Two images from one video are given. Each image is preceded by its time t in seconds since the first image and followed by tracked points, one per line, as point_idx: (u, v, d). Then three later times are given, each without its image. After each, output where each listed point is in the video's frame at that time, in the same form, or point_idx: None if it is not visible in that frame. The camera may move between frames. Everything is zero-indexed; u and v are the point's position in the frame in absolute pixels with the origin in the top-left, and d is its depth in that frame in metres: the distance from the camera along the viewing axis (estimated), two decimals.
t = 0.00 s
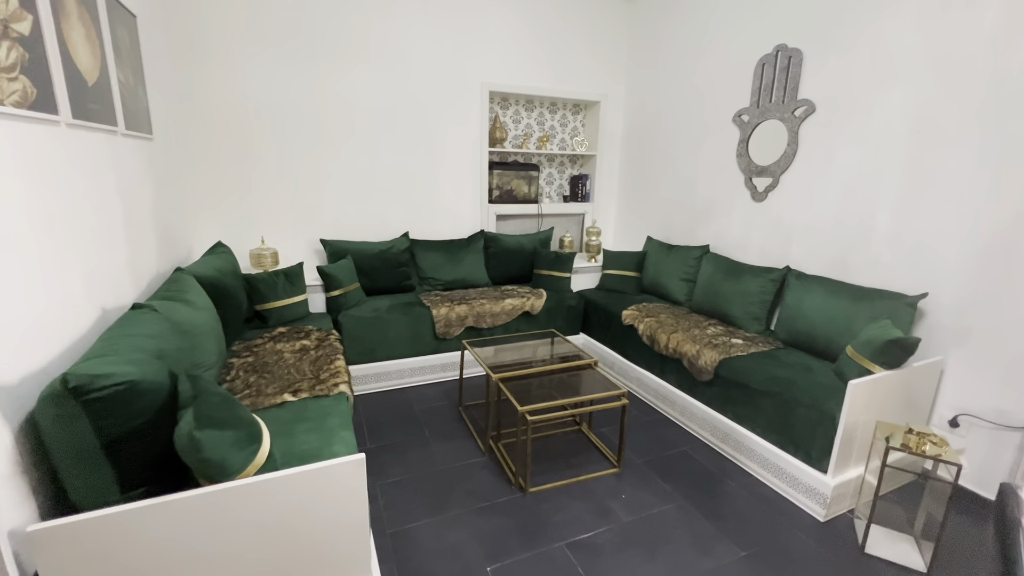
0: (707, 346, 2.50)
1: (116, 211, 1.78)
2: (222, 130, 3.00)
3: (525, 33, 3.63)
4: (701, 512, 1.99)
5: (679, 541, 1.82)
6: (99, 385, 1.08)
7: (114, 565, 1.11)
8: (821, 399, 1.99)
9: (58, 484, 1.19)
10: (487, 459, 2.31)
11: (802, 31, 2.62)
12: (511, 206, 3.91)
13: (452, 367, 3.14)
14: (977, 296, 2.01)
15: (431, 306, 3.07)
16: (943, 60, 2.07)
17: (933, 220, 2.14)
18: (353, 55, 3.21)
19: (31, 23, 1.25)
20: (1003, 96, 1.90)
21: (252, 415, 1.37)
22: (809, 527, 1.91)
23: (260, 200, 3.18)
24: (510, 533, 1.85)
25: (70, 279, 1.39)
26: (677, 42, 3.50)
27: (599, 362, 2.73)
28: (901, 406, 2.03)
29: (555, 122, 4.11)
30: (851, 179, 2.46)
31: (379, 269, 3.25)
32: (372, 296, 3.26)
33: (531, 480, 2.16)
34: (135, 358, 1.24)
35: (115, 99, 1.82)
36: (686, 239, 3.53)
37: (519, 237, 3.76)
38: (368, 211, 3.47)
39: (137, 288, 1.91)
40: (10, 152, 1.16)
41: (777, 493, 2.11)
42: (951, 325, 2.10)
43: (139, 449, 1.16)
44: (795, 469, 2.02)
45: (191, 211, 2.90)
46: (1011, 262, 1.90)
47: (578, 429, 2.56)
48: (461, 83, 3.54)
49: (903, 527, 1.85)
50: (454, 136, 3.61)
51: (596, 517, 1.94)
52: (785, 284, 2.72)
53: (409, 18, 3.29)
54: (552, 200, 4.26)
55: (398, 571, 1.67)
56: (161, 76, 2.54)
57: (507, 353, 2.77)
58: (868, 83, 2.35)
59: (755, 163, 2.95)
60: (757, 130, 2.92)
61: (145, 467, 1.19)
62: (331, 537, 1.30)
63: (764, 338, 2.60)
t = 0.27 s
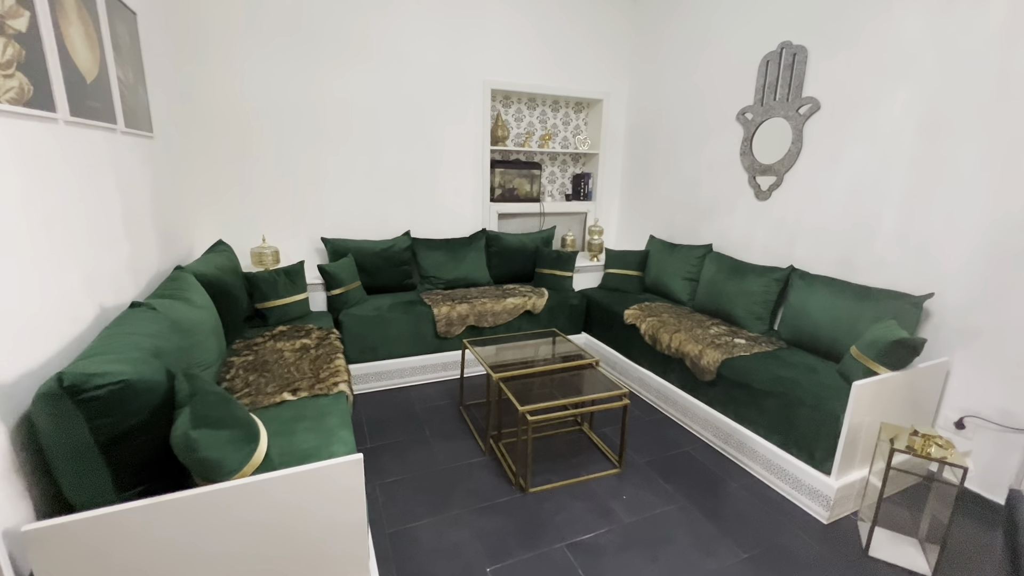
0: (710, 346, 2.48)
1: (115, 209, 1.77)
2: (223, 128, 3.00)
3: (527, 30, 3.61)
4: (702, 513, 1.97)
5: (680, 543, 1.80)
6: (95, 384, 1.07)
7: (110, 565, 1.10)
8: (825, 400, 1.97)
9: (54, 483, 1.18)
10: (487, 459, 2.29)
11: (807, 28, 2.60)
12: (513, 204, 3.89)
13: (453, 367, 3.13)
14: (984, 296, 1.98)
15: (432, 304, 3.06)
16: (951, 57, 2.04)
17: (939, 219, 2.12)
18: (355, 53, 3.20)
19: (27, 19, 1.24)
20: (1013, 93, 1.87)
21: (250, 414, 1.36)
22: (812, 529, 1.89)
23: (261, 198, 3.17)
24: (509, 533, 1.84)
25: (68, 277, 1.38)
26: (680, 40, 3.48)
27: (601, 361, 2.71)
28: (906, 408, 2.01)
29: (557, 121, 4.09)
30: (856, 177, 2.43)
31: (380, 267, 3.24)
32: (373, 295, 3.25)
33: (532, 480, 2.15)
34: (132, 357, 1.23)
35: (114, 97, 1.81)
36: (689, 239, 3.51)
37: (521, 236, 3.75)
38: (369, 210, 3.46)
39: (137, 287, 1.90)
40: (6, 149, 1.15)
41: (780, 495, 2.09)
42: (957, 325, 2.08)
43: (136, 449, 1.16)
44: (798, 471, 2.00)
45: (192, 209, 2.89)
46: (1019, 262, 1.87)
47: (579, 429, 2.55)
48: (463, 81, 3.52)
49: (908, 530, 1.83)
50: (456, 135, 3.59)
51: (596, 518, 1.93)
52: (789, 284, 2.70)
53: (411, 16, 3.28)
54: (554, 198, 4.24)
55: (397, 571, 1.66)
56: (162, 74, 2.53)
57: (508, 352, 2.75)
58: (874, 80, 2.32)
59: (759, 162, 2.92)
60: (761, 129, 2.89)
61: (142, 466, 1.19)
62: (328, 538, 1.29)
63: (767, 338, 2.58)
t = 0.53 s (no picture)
0: (712, 345, 2.46)
1: (115, 206, 1.76)
2: (224, 125, 2.99)
3: (529, 26, 3.59)
4: (703, 513, 1.96)
5: (681, 543, 1.79)
6: (90, 382, 1.06)
7: (107, 562, 1.10)
8: (828, 399, 1.95)
9: (52, 481, 1.18)
10: (488, 458, 2.29)
11: (812, 24, 2.57)
12: (515, 202, 3.87)
13: (454, 365, 3.12)
14: (990, 295, 1.96)
15: (433, 302, 3.05)
16: (958, 53, 2.02)
17: (945, 218, 2.09)
18: (356, 49, 3.18)
19: (25, 14, 1.23)
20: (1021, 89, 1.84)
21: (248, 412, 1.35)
22: (815, 530, 1.88)
23: (262, 195, 3.17)
24: (510, 532, 1.83)
25: (66, 275, 1.38)
26: (684, 36, 3.45)
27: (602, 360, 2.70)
28: (910, 408, 1.99)
29: (559, 118, 4.07)
30: (861, 175, 2.41)
31: (381, 265, 3.23)
32: (374, 293, 3.24)
33: (532, 479, 2.14)
34: (129, 354, 1.22)
35: (114, 92, 1.80)
36: (691, 237, 3.49)
37: (522, 234, 3.73)
38: (370, 207, 3.45)
39: (137, 284, 1.90)
40: (2, 145, 1.14)
41: (782, 495, 2.07)
42: (962, 325, 2.06)
43: (133, 447, 1.15)
44: (801, 471, 1.99)
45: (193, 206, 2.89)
46: None
47: (580, 428, 2.54)
48: (465, 77, 3.50)
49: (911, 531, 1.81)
50: (457, 132, 3.58)
51: (597, 517, 1.92)
52: (792, 282, 2.68)
53: (413, 12, 3.26)
54: (556, 196, 4.23)
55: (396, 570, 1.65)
56: (162, 71, 2.53)
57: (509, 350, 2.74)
58: (879, 77, 2.30)
59: (762, 159, 2.90)
60: (765, 126, 2.86)
61: (138, 464, 1.18)
62: (327, 537, 1.29)
63: (770, 337, 2.56)
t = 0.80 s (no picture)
0: (715, 343, 2.45)
1: (113, 202, 1.75)
2: (225, 121, 2.97)
3: (531, 22, 3.56)
4: (706, 513, 1.94)
5: (683, 543, 1.78)
6: (88, 381, 1.05)
7: (106, 563, 1.09)
8: (832, 399, 1.94)
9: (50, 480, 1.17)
10: (489, 456, 2.28)
11: (818, 19, 2.54)
12: (516, 199, 3.85)
13: (455, 362, 3.11)
14: (998, 294, 1.94)
15: (434, 300, 3.04)
16: (967, 48, 1.99)
17: (951, 216, 2.07)
18: (357, 45, 3.16)
19: (21, 8, 1.22)
20: None
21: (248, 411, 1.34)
22: (818, 530, 1.87)
23: (263, 192, 3.15)
24: (511, 531, 1.83)
25: (64, 272, 1.37)
26: (687, 32, 3.42)
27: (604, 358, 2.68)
28: (916, 408, 1.97)
29: (561, 114, 4.05)
30: (866, 172, 2.38)
31: (382, 262, 3.22)
32: (375, 290, 3.23)
33: (533, 477, 2.13)
34: (127, 353, 1.21)
35: (112, 88, 1.79)
36: (694, 234, 3.47)
37: (524, 231, 3.71)
38: (371, 204, 3.43)
39: (137, 281, 1.89)
40: None
41: (785, 495, 2.06)
42: (969, 324, 2.04)
43: (131, 446, 1.14)
44: (804, 471, 1.98)
45: (193, 203, 2.88)
46: None
47: (582, 426, 2.53)
48: (466, 74, 3.48)
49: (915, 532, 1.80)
50: (459, 128, 3.56)
51: (598, 517, 1.91)
52: (796, 281, 2.66)
53: (414, 7, 3.24)
54: (558, 193, 4.21)
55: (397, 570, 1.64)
56: (162, 66, 2.51)
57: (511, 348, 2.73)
58: (886, 73, 2.27)
59: (766, 156, 2.88)
60: (769, 122, 2.84)
61: (136, 464, 1.17)
62: (327, 537, 1.28)
63: (773, 336, 2.54)
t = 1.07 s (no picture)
0: (716, 344, 2.43)
1: (107, 202, 1.72)
2: (221, 119, 2.94)
3: (531, 20, 3.53)
4: (707, 515, 1.93)
5: (685, 546, 1.77)
6: (80, 387, 1.02)
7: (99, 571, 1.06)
8: (835, 401, 1.92)
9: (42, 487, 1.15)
10: (489, 458, 2.26)
11: (820, 18, 2.52)
12: (515, 198, 3.83)
13: (454, 362, 3.09)
14: (1001, 296, 1.92)
15: (433, 300, 3.02)
16: (971, 48, 1.97)
17: (954, 216, 2.06)
18: (355, 42, 3.13)
19: (11, 2, 1.18)
20: None
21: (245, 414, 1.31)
22: (820, 532, 1.85)
23: (259, 190, 3.12)
24: (511, 534, 1.81)
25: (56, 273, 1.34)
26: (688, 30, 3.40)
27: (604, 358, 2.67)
28: (918, 409, 1.96)
29: (561, 113, 4.02)
30: (868, 172, 2.36)
31: (380, 262, 3.19)
32: (373, 289, 3.20)
33: (534, 479, 2.11)
34: (121, 356, 1.18)
35: (106, 85, 1.75)
36: (694, 234, 3.45)
37: (523, 230, 3.69)
38: (369, 203, 3.40)
39: (131, 282, 1.86)
40: None
41: (787, 497, 2.05)
42: (971, 326, 2.03)
43: (125, 452, 1.11)
44: (807, 472, 1.96)
45: (188, 201, 2.84)
46: None
47: (582, 427, 2.51)
48: (465, 71, 3.45)
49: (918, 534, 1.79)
50: (457, 126, 3.53)
51: (599, 519, 1.89)
52: (797, 281, 2.64)
53: (412, 4, 3.20)
54: (558, 192, 4.18)
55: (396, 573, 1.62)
56: (156, 63, 2.47)
57: (511, 348, 2.71)
58: (889, 72, 2.25)
59: (768, 156, 2.86)
60: (770, 121, 2.82)
61: (130, 471, 1.14)
62: (323, 543, 1.25)
63: (774, 337, 2.53)
